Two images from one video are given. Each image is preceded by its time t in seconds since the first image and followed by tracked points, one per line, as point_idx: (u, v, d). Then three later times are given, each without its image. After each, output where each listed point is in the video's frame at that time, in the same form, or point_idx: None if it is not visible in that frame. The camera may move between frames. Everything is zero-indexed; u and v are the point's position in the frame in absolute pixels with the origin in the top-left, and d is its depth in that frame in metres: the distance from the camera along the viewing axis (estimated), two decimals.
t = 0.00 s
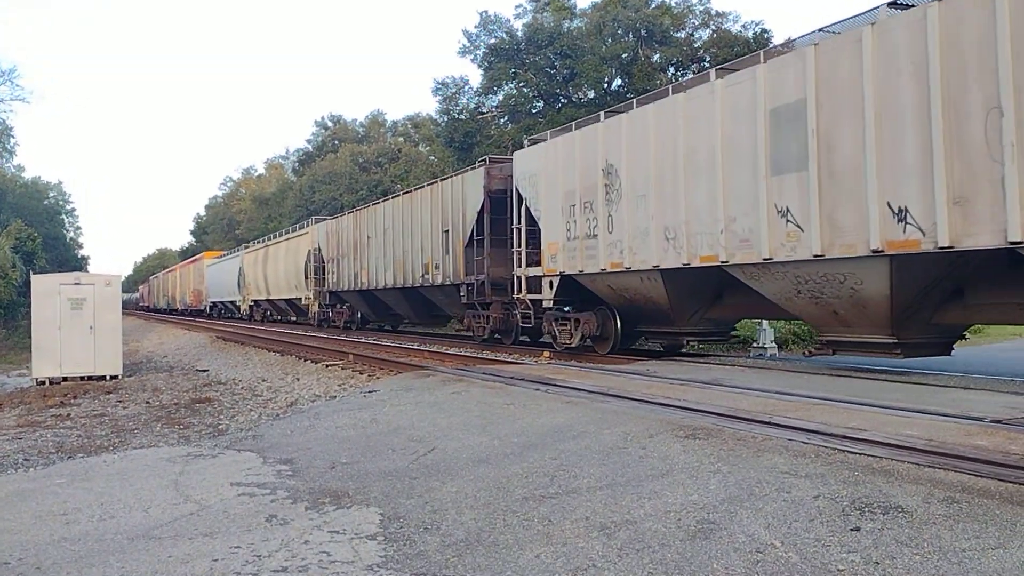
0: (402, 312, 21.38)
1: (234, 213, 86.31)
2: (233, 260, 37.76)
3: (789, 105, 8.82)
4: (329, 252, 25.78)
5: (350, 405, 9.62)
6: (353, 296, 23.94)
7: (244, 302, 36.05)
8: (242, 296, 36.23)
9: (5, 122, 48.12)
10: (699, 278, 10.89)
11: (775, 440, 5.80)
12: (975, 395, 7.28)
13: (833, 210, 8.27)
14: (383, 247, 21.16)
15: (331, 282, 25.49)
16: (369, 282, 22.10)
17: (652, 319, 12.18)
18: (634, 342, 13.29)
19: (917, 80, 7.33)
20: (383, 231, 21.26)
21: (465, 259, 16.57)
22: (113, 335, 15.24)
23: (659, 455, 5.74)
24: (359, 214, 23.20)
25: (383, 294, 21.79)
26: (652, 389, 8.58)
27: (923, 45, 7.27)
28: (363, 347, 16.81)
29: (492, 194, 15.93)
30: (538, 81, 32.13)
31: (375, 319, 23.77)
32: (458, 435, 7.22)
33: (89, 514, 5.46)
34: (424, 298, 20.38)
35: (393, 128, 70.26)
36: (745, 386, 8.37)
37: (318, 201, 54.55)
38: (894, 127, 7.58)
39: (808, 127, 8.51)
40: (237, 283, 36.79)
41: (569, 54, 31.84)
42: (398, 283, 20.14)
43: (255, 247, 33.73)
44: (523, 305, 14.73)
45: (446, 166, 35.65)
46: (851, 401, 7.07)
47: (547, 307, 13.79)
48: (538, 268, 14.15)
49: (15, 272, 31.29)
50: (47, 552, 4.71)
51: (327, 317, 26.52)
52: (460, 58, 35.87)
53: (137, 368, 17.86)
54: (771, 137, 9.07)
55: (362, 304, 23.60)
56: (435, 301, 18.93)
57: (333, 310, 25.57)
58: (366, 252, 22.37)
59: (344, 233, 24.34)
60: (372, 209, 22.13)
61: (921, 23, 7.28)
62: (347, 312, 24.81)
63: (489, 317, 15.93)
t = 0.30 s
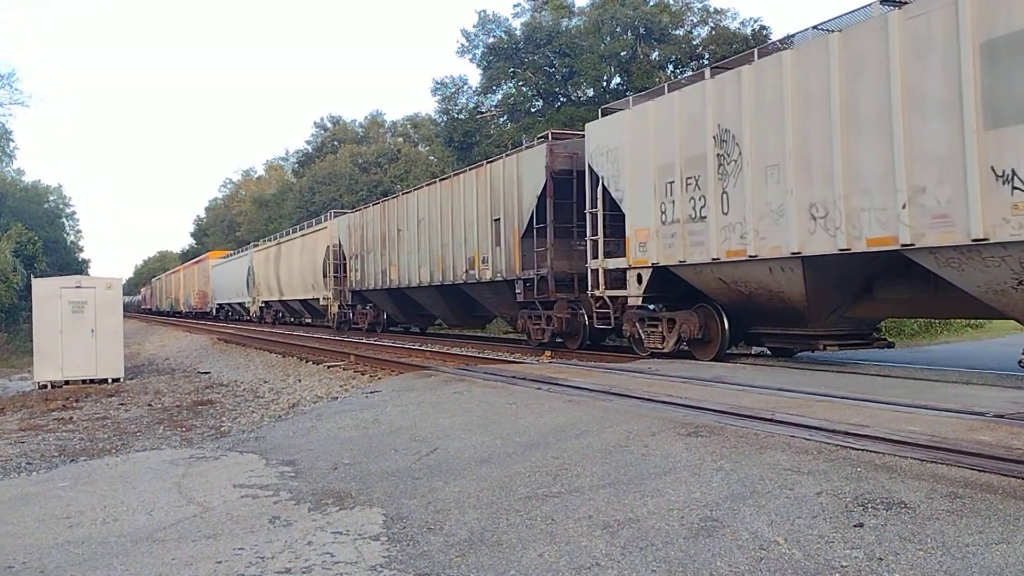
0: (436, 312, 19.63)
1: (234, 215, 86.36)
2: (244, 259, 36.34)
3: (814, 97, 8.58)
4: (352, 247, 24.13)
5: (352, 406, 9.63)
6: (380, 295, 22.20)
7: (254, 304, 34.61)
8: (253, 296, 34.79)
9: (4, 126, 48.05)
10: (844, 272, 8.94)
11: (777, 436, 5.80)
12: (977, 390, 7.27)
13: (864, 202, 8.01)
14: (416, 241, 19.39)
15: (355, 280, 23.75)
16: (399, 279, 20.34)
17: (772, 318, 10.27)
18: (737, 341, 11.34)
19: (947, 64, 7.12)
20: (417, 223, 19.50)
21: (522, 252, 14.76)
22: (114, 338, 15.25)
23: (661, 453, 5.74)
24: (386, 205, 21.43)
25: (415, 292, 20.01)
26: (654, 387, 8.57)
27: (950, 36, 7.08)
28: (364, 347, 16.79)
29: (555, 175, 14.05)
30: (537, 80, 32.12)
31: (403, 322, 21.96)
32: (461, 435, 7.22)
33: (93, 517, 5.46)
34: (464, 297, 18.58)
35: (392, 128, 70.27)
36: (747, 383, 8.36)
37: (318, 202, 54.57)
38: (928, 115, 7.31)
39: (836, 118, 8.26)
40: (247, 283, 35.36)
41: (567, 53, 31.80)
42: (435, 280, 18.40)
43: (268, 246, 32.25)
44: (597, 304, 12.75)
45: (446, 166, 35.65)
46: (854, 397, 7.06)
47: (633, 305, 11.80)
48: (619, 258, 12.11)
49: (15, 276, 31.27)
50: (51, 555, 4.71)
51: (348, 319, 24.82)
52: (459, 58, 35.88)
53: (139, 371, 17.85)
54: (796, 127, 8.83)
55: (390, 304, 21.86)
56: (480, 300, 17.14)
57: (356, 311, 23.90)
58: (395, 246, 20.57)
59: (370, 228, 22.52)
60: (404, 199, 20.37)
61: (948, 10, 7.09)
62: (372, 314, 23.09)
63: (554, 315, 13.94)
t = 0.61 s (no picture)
0: (477, 310, 17.60)
1: (235, 215, 86.46)
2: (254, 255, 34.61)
3: (863, 88, 8.22)
4: (379, 240, 22.01)
5: (353, 406, 9.63)
6: (411, 292, 20.13)
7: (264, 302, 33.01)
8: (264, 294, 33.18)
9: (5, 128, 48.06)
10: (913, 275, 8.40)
11: (778, 436, 5.80)
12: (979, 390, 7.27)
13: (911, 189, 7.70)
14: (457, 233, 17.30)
15: (382, 274, 21.63)
16: (438, 273, 18.26)
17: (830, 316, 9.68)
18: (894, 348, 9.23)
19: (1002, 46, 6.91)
20: (458, 209, 17.36)
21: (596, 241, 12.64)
22: (115, 337, 15.25)
23: (661, 453, 5.74)
24: (422, 191, 19.25)
25: (456, 289, 17.93)
26: (655, 387, 8.57)
27: (1005, 15, 6.89)
28: (365, 347, 16.78)
29: (644, 150, 11.66)
30: (537, 80, 32.05)
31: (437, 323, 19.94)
32: (462, 435, 7.22)
33: (94, 517, 5.46)
34: (512, 295, 16.53)
35: (393, 128, 70.32)
36: (748, 382, 8.36)
37: (318, 202, 54.58)
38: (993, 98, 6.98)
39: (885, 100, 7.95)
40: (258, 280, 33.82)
41: (568, 53, 31.76)
42: (481, 275, 16.41)
43: (282, 240, 30.53)
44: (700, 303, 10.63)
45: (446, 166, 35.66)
46: (855, 397, 7.05)
47: (758, 304, 9.63)
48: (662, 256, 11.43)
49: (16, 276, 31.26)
50: (52, 555, 4.72)
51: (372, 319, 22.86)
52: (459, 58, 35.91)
53: (140, 371, 17.85)
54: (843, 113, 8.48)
55: (421, 302, 19.84)
56: (536, 297, 15.08)
57: (382, 309, 21.90)
58: (434, 237, 18.42)
59: (403, 217, 20.31)
60: (444, 183, 18.12)
61: None
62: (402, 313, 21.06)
63: (645, 316, 11.70)
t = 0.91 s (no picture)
0: (532, 310, 15.55)
1: (236, 215, 86.53)
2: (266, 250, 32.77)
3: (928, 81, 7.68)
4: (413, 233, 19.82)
5: (353, 405, 9.64)
6: (450, 290, 18.03)
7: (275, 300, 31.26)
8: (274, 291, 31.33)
9: (6, 127, 48.05)
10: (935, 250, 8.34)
11: (778, 436, 5.80)
12: (980, 391, 7.26)
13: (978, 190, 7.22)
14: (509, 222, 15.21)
15: (417, 270, 19.42)
16: (487, 268, 16.06)
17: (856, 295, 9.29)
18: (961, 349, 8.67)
19: None
20: (512, 196, 15.15)
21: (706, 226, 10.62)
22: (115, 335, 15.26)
23: (661, 453, 5.74)
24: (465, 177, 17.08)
25: (508, 287, 15.82)
26: (656, 387, 8.57)
27: None
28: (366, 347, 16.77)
29: (772, 112, 9.71)
30: (539, 80, 31.88)
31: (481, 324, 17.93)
32: (463, 434, 7.23)
33: (95, 515, 5.47)
34: (578, 294, 14.35)
35: (393, 128, 70.34)
36: (749, 383, 8.36)
37: (319, 202, 54.61)
38: None
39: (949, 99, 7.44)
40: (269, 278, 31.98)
41: (570, 53, 31.70)
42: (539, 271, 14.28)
43: (297, 235, 28.61)
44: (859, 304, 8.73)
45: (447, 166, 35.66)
46: (857, 398, 7.04)
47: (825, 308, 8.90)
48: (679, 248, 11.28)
49: (17, 275, 31.25)
50: (53, 553, 4.72)
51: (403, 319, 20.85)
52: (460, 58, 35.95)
53: (140, 370, 17.85)
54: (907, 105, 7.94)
55: (462, 301, 17.77)
56: (613, 295, 13.03)
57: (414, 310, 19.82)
58: (481, 227, 16.20)
59: (444, 206, 18.06)
60: (493, 166, 15.92)
61: None
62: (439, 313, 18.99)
63: (781, 320, 9.65)
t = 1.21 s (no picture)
0: (604, 312, 13.24)
1: (236, 211, 86.53)
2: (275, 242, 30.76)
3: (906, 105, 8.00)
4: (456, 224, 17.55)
5: (353, 403, 9.63)
6: (498, 288, 15.79)
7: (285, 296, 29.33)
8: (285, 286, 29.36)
9: (8, 122, 48.01)
10: None
11: (778, 439, 5.79)
12: (978, 396, 7.26)
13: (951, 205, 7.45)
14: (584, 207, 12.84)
15: (461, 266, 17.03)
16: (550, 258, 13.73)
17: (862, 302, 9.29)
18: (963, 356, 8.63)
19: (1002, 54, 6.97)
20: (587, 178, 12.80)
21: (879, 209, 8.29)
22: (115, 330, 15.25)
23: (660, 454, 5.73)
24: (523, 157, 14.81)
25: (575, 284, 13.50)
26: (654, 388, 8.57)
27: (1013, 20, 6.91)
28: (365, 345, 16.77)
29: (986, 58, 7.55)
30: (542, 80, 31.79)
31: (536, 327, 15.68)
32: (461, 433, 7.24)
33: (93, 510, 5.47)
34: (666, 289, 12.29)
35: (395, 126, 70.34)
36: (747, 385, 8.37)
37: (320, 200, 54.61)
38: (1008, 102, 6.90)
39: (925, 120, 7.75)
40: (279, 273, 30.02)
41: (572, 53, 31.65)
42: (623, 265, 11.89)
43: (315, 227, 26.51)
44: None
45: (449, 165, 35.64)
46: (856, 402, 7.04)
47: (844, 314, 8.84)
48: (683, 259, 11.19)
49: (17, 269, 31.22)
50: (49, 547, 4.72)
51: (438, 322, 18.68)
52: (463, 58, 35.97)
53: (139, 366, 17.84)
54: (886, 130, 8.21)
55: (513, 301, 15.62)
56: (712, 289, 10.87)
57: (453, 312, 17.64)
58: (545, 214, 13.91)
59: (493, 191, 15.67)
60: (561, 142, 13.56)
61: None
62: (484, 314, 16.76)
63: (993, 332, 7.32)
